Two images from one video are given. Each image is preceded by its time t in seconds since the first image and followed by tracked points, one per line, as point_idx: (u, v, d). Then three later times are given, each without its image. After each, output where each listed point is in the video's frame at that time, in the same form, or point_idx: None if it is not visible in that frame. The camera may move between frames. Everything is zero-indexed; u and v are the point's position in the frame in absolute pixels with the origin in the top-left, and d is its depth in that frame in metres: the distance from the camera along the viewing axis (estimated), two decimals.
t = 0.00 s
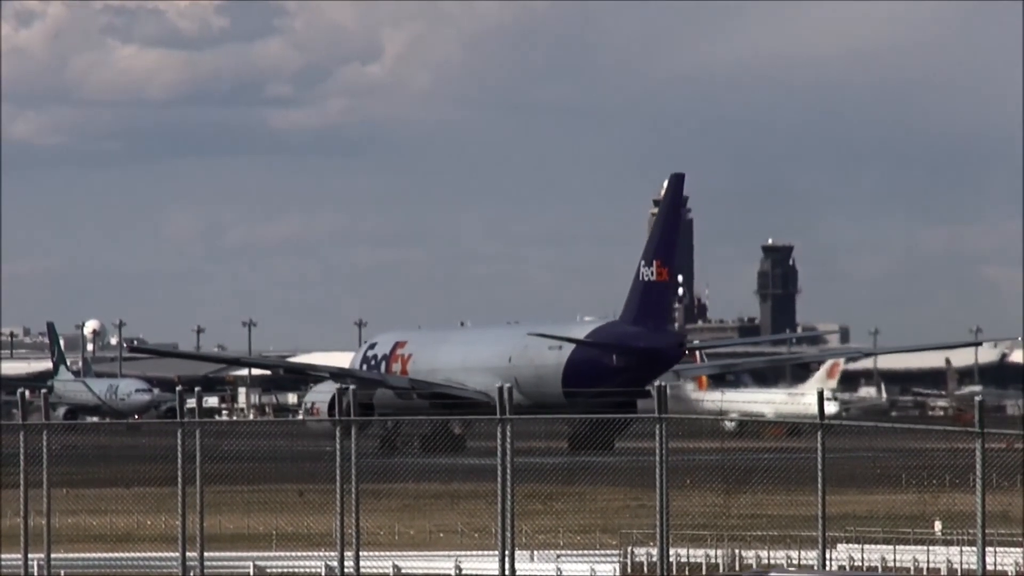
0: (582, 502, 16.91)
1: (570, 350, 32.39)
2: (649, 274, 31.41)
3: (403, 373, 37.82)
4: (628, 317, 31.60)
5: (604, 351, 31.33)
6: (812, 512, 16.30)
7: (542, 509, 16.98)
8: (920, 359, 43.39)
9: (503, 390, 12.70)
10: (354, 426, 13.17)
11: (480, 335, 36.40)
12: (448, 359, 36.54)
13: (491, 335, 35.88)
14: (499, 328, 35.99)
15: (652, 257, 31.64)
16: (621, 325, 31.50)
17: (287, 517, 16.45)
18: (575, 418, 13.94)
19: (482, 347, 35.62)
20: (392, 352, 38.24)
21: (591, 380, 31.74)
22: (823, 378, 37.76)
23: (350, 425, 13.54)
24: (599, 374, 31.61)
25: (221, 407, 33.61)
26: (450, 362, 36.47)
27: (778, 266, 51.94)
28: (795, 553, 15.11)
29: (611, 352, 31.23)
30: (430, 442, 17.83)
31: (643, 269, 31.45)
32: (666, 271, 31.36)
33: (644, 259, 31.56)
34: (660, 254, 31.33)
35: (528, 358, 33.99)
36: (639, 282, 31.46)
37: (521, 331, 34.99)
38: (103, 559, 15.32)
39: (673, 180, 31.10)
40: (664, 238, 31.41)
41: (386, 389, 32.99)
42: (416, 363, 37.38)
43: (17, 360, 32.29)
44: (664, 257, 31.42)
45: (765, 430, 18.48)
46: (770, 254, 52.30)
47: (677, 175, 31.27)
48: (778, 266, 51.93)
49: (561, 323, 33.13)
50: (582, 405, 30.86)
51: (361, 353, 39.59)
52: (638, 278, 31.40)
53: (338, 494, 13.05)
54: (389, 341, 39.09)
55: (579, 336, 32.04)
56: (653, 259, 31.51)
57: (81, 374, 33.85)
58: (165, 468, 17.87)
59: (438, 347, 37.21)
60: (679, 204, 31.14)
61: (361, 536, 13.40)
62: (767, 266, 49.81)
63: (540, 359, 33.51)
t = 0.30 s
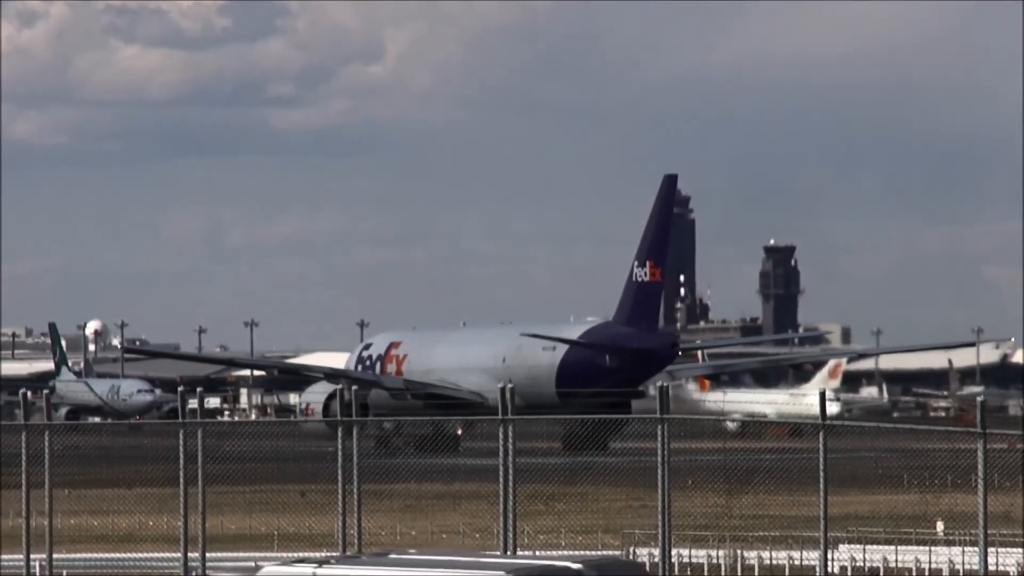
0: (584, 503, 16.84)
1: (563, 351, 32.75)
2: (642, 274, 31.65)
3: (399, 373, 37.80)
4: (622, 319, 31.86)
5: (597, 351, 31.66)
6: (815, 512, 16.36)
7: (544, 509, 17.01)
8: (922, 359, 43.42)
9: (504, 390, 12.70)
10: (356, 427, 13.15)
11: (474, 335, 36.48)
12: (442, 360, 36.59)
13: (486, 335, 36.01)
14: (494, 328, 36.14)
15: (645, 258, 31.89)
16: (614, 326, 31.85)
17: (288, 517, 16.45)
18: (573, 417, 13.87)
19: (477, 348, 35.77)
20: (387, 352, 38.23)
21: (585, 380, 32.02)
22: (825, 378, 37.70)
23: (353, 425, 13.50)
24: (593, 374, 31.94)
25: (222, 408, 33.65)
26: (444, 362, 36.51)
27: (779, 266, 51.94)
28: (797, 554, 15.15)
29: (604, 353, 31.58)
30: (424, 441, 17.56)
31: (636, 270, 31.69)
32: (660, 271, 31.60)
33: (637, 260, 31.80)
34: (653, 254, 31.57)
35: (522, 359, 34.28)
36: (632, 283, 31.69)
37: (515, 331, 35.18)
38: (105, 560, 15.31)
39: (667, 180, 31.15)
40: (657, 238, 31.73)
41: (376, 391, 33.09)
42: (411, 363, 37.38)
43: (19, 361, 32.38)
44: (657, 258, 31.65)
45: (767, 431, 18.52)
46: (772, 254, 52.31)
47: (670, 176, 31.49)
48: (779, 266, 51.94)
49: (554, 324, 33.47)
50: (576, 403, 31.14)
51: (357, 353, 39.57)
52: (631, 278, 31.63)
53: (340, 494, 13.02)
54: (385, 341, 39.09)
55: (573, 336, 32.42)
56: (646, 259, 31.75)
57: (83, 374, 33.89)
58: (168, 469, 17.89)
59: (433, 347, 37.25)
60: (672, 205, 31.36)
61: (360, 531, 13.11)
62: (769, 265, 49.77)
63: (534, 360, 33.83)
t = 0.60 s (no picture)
0: (585, 502, 16.84)
1: (555, 352, 32.91)
2: (634, 274, 32.16)
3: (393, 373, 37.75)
4: (614, 319, 32.30)
5: (589, 351, 31.90)
6: (816, 512, 16.34)
7: (545, 508, 17.01)
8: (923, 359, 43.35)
9: (506, 389, 12.69)
10: (359, 427, 13.12)
11: (468, 335, 36.57)
12: (436, 360, 36.64)
13: (480, 336, 36.11)
14: (487, 329, 36.26)
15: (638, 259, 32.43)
16: (606, 327, 32.19)
17: (286, 516, 16.40)
18: (570, 417, 13.88)
19: (469, 348, 35.89)
20: (380, 353, 38.13)
21: (577, 379, 32.20)
22: (826, 378, 37.67)
23: (356, 424, 13.48)
24: (585, 373, 32.14)
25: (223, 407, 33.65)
26: (439, 362, 36.56)
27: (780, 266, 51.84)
28: (799, 553, 15.12)
29: (596, 352, 31.80)
30: (413, 440, 17.49)
31: (628, 270, 32.19)
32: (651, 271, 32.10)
33: (629, 261, 32.32)
34: (644, 254, 32.11)
35: (514, 359, 34.41)
36: (624, 283, 32.18)
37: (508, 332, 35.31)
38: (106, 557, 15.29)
39: (658, 180, 31.52)
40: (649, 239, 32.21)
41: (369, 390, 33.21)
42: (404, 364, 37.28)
43: (20, 360, 32.40)
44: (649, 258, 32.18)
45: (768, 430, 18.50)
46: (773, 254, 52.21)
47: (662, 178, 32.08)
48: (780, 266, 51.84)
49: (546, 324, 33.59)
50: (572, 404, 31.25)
51: (351, 353, 39.51)
52: (622, 278, 32.12)
53: (342, 493, 13.02)
54: (377, 341, 39.06)
55: (565, 336, 32.59)
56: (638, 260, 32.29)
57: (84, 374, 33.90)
58: (169, 469, 17.94)
59: (427, 347, 37.28)
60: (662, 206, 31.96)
61: (363, 533, 13.26)
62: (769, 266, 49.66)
63: (526, 359, 33.96)
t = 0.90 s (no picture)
0: (587, 502, 16.83)
1: (548, 353, 33.29)
2: (626, 275, 32.76)
3: (387, 373, 37.89)
4: (606, 321, 32.81)
5: (582, 352, 32.25)
6: (817, 513, 16.34)
7: (547, 509, 17.01)
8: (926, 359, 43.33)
9: (508, 390, 12.71)
10: (360, 426, 13.12)
11: (462, 335, 36.66)
12: (429, 360, 36.78)
13: (472, 336, 36.28)
14: (479, 329, 36.47)
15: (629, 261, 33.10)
16: (599, 328, 32.60)
17: (289, 518, 16.45)
18: (570, 418, 13.91)
19: (460, 348, 36.05)
20: (375, 353, 38.32)
21: (569, 379, 32.50)
22: (828, 378, 37.67)
23: (358, 425, 13.49)
24: (578, 374, 32.43)
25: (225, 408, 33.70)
26: (431, 362, 36.69)
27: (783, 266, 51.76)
28: (801, 553, 15.15)
29: (588, 353, 32.15)
30: (412, 441, 17.46)
31: (620, 271, 32.79)
32: (642, 272, 32.72)
33: (621, 262, 32.93)
34: (635, 255, 32.74)
35: (508, 359, 34.66)
36: (616, 284, 32.77)
37: (501, 332, 35.53)
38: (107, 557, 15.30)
39: (649, 182, 31.99)
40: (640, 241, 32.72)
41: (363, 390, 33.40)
42: (398, 364, 37.51)
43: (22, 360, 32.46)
44: (640, 260, 32.82)
45: (772, 430, 18.51)
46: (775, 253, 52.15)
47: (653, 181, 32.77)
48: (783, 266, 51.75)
49: (540, 325, 33.91)
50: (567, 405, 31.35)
51: (346, 353, 39.57)
52: (615, 279, 32.71)
53: (344, 492, 13.04)
54: (373, 341, 39.11)
55: (558, 338, 32.93)
56: (630, 261, 32.90)
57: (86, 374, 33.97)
58: (171, 470, 17.96)
59: (421, 347, 37.38)
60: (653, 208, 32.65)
61: (365, 532, 13.23)
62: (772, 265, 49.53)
63: (519, 360, 34.25)
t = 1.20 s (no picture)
0: (592, 502, 16.81)
1: (542, 353, 33.43)
2: (619, 276, 32.73)
3: (382, 373, 37.96)
4: (600, 321, 32.84)
5: (575, 353, 32.37)
6: (822, 513, 16.29)
7: (550, 510, 16.97)
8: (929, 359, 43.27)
9: (512, 390, 12.68)
10: (364, 425, 13.09)
11: (457, 336, 36.81)
12: (423, 360, 36.92)
13: (466, 336, 36.43)
14: (473, 329, 36.62)
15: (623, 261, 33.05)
16: (593, 329, 32.67)
17: (294, 518, 16.45)
18: (573, 419, 13.87)
19: (454, 349, 36.19)
20: (371, 353, 38.39)
21: (563, 380, 32.65)
22: (832, 378, 37.64)
23: (362, 424, 13.46)
24: (573, 375, 32.56)
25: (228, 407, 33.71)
26: (426, 362, 36.83)
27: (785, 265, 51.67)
28: (805, 554, 15.12)
29: (582, 354, 32.27)
30: (416, 441, 17.44)
31: (614, 271, 32.77)
32: (636, 273, 32.69)
33: (615, 263, 32.91)
34: (629, 256, 32.71)
35: (502, 360, 34.83)
36: (610, 284, 32.75)
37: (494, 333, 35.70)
38: (111, 559, 15.27)
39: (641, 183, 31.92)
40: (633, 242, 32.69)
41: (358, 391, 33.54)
42: (393, 364, 37.59)
43: (25, 360, 32.46)
44: (634, 260, 32.78)
45: (775, 431, 18.48)
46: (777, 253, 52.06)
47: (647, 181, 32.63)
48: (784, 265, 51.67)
49: (534, 326, 34.08)
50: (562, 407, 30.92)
51: (341, 353, 39.64)
52: (608, 280, 32.70)
53: (348, 492, 13.00)
54: (369, 341, 39.22)
55: (552, 339, 33.09)
56: (624, 262, 32.85)
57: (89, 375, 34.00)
58: (174, 469, 17.92)
59: (415, 347, 37.49)
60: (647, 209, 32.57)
61: (369, 532, 13.12)
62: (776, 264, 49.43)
63: (514, 361, 34.42)
